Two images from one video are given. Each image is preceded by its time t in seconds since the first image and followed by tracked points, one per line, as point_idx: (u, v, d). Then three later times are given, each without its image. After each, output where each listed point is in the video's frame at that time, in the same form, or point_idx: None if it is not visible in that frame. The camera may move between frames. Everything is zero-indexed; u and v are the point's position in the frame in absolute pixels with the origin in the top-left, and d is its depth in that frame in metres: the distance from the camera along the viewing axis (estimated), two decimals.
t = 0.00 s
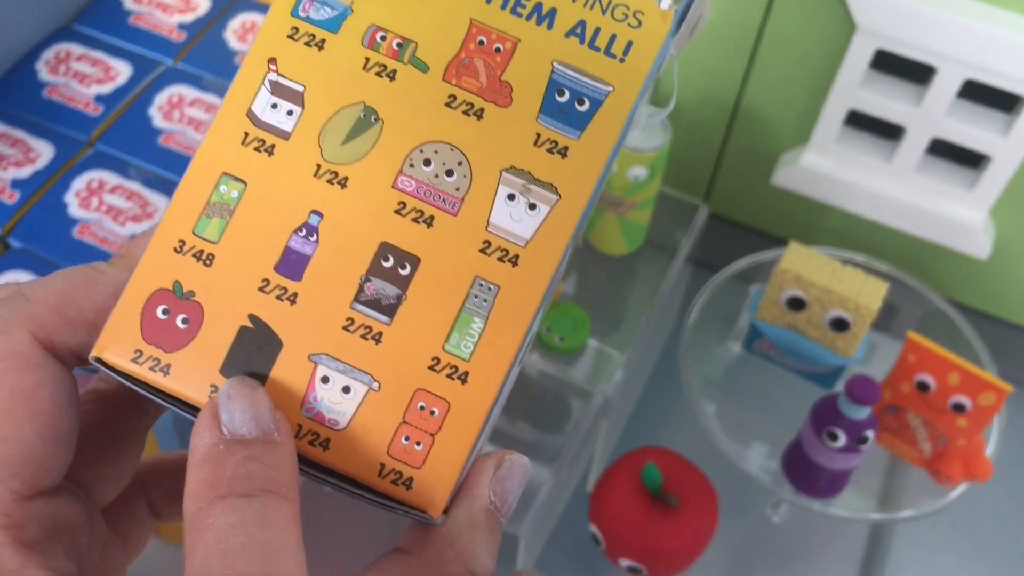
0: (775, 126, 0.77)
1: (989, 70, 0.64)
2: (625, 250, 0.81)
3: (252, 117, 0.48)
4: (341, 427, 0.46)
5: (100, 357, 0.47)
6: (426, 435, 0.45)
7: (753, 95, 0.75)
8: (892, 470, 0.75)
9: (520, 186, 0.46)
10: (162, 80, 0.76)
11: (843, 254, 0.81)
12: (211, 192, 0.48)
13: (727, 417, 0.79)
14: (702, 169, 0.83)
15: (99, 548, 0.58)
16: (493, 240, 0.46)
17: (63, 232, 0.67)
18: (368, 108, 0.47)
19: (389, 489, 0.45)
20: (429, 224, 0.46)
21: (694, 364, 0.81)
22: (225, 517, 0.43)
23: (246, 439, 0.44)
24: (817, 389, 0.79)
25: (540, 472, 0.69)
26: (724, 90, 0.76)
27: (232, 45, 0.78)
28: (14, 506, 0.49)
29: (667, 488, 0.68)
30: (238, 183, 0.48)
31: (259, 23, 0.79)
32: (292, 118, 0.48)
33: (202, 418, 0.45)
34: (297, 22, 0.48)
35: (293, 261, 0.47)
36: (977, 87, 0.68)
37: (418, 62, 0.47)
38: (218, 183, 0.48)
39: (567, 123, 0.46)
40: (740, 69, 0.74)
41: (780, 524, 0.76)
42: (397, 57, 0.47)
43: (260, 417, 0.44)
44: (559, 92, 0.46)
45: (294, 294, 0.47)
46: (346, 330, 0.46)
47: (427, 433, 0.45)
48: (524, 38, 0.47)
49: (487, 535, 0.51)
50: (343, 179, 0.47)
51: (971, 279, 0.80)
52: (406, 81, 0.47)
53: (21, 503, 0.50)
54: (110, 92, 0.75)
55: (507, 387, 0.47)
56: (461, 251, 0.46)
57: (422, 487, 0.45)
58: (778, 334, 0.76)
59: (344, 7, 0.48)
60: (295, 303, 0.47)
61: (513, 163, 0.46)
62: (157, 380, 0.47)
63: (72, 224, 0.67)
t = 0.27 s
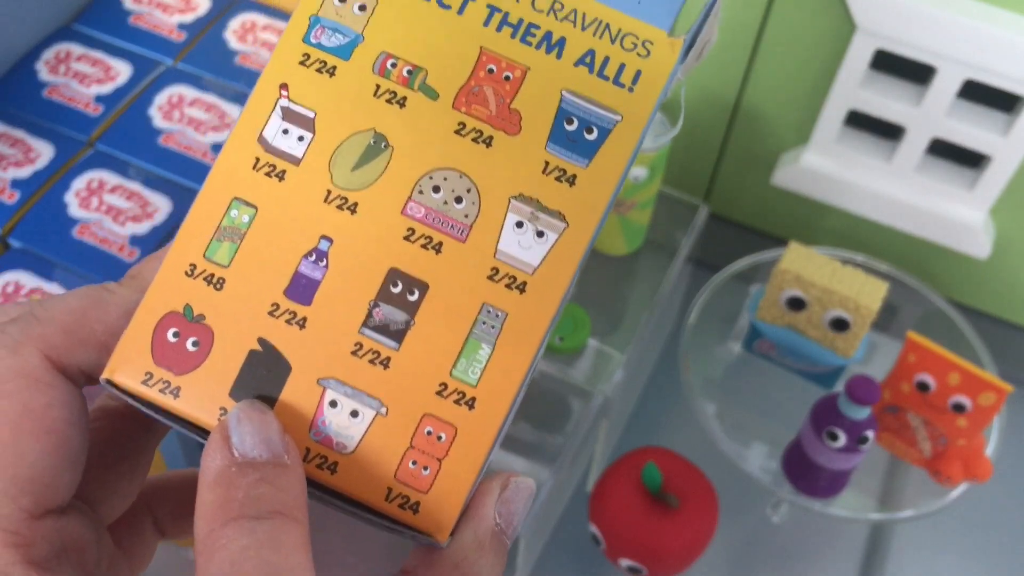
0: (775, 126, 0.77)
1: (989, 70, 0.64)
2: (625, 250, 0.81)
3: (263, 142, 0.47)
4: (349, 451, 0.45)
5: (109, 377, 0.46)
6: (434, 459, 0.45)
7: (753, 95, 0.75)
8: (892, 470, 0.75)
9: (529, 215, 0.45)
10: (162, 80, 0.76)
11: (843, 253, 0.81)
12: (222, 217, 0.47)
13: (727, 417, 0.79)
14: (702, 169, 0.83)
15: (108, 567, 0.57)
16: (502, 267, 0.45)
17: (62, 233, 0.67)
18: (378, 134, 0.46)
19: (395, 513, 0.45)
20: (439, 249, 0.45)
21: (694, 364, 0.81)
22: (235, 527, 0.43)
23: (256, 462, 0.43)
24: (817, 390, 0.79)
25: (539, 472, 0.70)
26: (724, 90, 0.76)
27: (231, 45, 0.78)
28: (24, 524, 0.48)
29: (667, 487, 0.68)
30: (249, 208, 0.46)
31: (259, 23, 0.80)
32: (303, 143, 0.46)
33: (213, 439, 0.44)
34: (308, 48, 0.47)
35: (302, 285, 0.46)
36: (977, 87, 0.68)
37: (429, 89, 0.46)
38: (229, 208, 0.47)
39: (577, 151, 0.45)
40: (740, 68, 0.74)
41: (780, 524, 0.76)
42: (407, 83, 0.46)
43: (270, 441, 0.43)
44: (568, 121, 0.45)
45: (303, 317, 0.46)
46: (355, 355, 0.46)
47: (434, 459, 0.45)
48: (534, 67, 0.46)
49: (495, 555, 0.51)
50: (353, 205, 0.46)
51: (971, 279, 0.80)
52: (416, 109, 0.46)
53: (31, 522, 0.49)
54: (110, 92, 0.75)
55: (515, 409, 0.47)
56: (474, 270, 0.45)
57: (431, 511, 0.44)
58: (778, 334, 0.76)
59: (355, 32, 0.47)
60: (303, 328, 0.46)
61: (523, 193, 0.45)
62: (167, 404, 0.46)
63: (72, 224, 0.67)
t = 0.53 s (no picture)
0: (775, 126, 0.77)
1: (989, 70, 0.64)
2: (627, 251, 0.81)
3: (260, 216, 0.47)
4: (342, 521, 0.45)
5: (106, 448, 0.47)
6: (426, 530, 0.45)
7: (753, 95, 0.75)
8: (893, 470, 0.75)
9: (521, 287, 0.45)
10: (161, 81, 0.76)
11: (843, 253, 0.81)
12: (219, 288, 0.47)
13: (727, 418, 0.79)
14: (703, 169, 0.83)
15: None
16: (495, 340, 0.45)
17: (62, 232, 0.67)
18: (373, 209, 0.46)
19: None
20: (431, 323, 0.45)
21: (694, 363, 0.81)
22: None
23: (254, 533, 0.43)
24: (816, 389, 0.79)
25: (540, 472, 0.69)
26: (724, 90, 0.76)
27: (231, 45, 0.79)
28: None
29: (668, 487, 0.68)
30: (245, 280, 0.47)
31: (259, 23, 0.80)
32: (300, 218, 0.46)
33: (209, 511, 0.44)
34: (307, 123, 0.46)
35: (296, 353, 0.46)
36: (976, 87, 0.68)
37: (424, 165, 0.45)
38: (224, 280, 0.47)
39: (569, 228, 0.45)
40: (740, 68, 0.74)
41: (780, 524, 0.76)
42: (403, 160, 0.45)
43: (265, 512, 0.43)
44: (560, 197, 0.45)
45: (298, 389, 0.46)
46: (349, 427, 0.46)
47: (426, 529, 0.45)
48: (527, 144, 0.45)
49: None
50: (349, 278, 0.46)
51: (970, 279, 0.80)
52: (409, 188, 0.45)
53: None
54: (110, 92, 0.75)
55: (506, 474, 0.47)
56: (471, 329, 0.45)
57: (433, 570, 0.45)
58: (778, 334, 0.76)
59: (353, 109, 0.46)
60: (298, 400, 0.46)
61: (515, 266, 0.45)
62: (161, 472, 0.47)
63: (72, 224, 0.67)
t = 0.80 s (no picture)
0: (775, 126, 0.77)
1: (989, 70, 0.64)
2: (628, 252, 0.81)
3: (263, 225, 0.46)
4: (342, 535, 0.45)
5: (107, 460, 0.46)
6: (426, 545, 0.44)
7: (753, 94, 0.75)
8: (893, 469, 0.75)
9: (524, 300, 0.45)
10: (161, 81, 0.76)
11: (844, 253, 0.81)
12: (221, 297, 0.47)
13: (727, 418, 0.79)
14: (703, 169, 0.83)
15: None
16: (496, 352, 0.45)
17: (62, 232, 0.67)
18: (377, 219, 0.45)
19: None
20: (433, 334, 0.45)
21: (694, 363, 0.81)
22: None
23: (254, 550, 0.43)
24: (816, 389, 0.79)
25: (540, 471, 0.69)
26: (724, 90, 0.76)
27: (232, 45, 0.79)
28: None
29: (667, 488, 0.68)
30: (248, 289, 0.46)
31: (259, 23, 0.80)
32: (303, 227, 0.46)
33: (210, 526, 0.44)
34: (310, 131, 0.46)
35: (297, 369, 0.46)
36: (976, 87, 0.68)
37: (428, 175, 0.45)
38: (227, 289, 0.47)
39: (572, 239, 0.44)
40: (740, 67, 0.74)
41: (780, 524, 0.76)
42: (406, 168, 0.45)
43: (267, 528, 0.43)
44: (563, 208, 0.45)
45: (299, 400, 0.46)
46: (350, 439, 0.45)
47: (427, 544, 0.44)
48: (531, 154, 0.45)
49: None
50: (351, 288, 0.46)
51: (970, 280, 0.80)
52: (413, 195, 0.45)
53: None
54: (110, 92, 0.75)
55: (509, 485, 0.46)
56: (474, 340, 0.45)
57: None
58: (778, 334, 0.76)
59: (356, 117, 0.46)
60: (299, 412, 0.46)
61: (517, 278, 0.45)
62: (163, 485, 0.46)
63: (72, 224, 0.67)
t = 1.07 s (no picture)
0: (776, 126, 0.77)
1: (989, 70, 0.64)
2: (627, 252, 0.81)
3: (264, 255, 0.49)
4: (341, 564, 0.47)
5: (102, 488, 0.49)
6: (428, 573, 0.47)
7: (753, 94, 0.75)
8: (893, 469, 0.75)
9: (525, 334, 0.47)
10: (161, 81, 0.76)
11: (845, 253, 0.81)
12: (221, 328, 0.49)
13: (727, 418, 0.79)
14: (703, 169, 0.83)
15: None
16: (498, 386, 0.47)
17: (62, 232, 0.67)
18: (377, 253, 0.48)
19: None
20: (433, 368, 0.47)
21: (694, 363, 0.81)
22: None
23: None
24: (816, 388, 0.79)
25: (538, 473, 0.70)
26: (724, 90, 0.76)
27: (232, 45, 0.79)
28: None
29: (667, 488, 0.68)
30: (247, 319, 0.49)
31: (259, 23, 0.80)
32: (303, 258, 0.49)
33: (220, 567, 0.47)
34: (312, 163, 0.49)
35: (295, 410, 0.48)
36: (977, 88, 0.68)
37: (431, 209, 0.48)
38: (226, 320, 0.49)
39: (575, 274, 0.47)
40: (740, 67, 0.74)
41: (780, 524, 0.76)
42: (409, 202, 0.48)
43: (273, 560, 0.45)
44: (567, 242, 0.47)
45: (298, 432, 0.48)
46: (350, 469, 0.48)
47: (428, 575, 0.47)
48: (534, 187, 0.47)
49: None
50: (351, 320, 0.48)
51: (970, 279, 0.80)
52: (415, 228, 0.48)
53: None
54: (110, 92, 0.75)
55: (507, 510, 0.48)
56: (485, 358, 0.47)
57: None
58: (778, 334, 0.76)
59: (361, 150, 0.49)
60: (298, 443, 0.48)
61: (520, 313, 0.47)
62: (160, 514, 0.48)
63: (72, 224, 0.67)
